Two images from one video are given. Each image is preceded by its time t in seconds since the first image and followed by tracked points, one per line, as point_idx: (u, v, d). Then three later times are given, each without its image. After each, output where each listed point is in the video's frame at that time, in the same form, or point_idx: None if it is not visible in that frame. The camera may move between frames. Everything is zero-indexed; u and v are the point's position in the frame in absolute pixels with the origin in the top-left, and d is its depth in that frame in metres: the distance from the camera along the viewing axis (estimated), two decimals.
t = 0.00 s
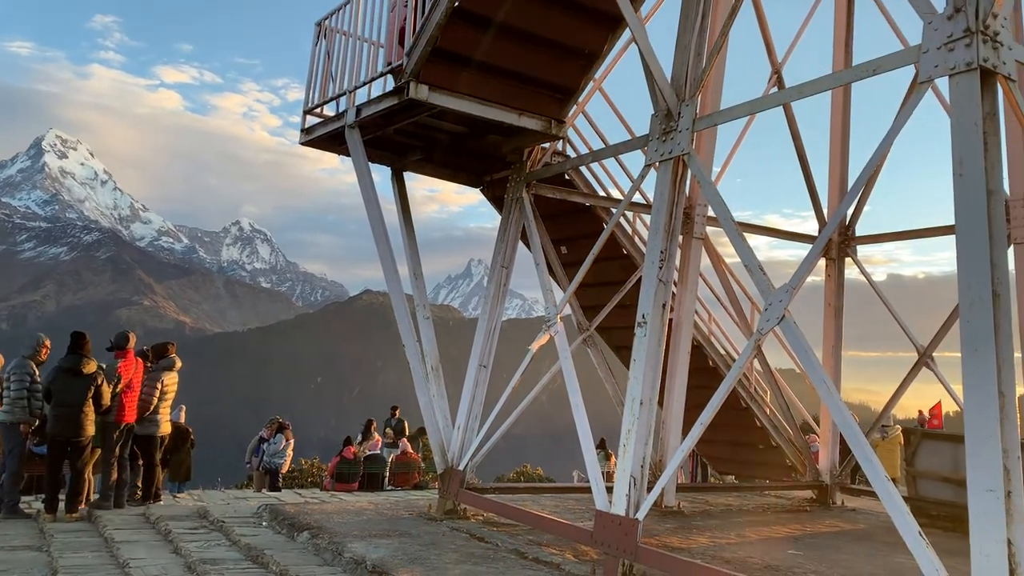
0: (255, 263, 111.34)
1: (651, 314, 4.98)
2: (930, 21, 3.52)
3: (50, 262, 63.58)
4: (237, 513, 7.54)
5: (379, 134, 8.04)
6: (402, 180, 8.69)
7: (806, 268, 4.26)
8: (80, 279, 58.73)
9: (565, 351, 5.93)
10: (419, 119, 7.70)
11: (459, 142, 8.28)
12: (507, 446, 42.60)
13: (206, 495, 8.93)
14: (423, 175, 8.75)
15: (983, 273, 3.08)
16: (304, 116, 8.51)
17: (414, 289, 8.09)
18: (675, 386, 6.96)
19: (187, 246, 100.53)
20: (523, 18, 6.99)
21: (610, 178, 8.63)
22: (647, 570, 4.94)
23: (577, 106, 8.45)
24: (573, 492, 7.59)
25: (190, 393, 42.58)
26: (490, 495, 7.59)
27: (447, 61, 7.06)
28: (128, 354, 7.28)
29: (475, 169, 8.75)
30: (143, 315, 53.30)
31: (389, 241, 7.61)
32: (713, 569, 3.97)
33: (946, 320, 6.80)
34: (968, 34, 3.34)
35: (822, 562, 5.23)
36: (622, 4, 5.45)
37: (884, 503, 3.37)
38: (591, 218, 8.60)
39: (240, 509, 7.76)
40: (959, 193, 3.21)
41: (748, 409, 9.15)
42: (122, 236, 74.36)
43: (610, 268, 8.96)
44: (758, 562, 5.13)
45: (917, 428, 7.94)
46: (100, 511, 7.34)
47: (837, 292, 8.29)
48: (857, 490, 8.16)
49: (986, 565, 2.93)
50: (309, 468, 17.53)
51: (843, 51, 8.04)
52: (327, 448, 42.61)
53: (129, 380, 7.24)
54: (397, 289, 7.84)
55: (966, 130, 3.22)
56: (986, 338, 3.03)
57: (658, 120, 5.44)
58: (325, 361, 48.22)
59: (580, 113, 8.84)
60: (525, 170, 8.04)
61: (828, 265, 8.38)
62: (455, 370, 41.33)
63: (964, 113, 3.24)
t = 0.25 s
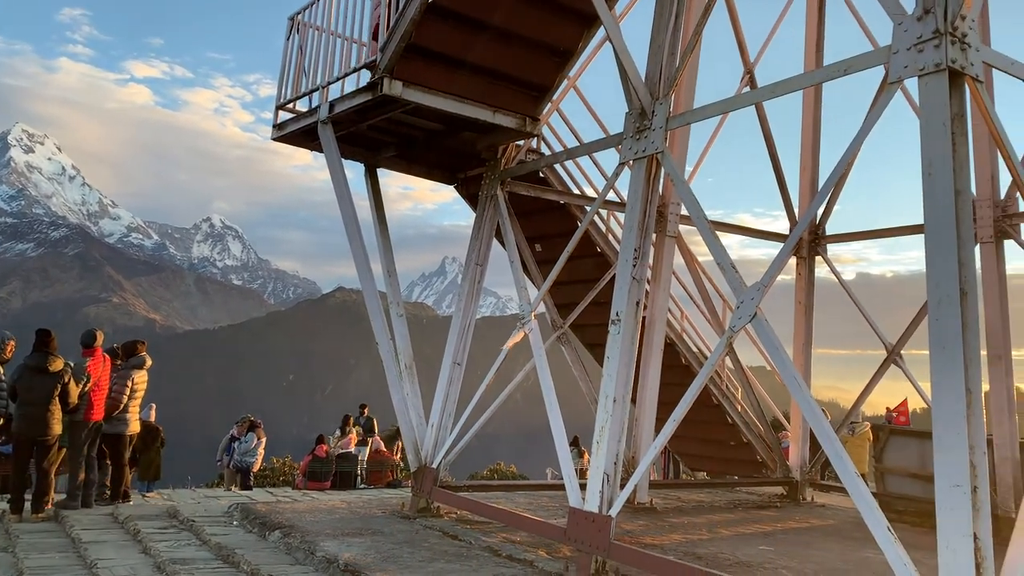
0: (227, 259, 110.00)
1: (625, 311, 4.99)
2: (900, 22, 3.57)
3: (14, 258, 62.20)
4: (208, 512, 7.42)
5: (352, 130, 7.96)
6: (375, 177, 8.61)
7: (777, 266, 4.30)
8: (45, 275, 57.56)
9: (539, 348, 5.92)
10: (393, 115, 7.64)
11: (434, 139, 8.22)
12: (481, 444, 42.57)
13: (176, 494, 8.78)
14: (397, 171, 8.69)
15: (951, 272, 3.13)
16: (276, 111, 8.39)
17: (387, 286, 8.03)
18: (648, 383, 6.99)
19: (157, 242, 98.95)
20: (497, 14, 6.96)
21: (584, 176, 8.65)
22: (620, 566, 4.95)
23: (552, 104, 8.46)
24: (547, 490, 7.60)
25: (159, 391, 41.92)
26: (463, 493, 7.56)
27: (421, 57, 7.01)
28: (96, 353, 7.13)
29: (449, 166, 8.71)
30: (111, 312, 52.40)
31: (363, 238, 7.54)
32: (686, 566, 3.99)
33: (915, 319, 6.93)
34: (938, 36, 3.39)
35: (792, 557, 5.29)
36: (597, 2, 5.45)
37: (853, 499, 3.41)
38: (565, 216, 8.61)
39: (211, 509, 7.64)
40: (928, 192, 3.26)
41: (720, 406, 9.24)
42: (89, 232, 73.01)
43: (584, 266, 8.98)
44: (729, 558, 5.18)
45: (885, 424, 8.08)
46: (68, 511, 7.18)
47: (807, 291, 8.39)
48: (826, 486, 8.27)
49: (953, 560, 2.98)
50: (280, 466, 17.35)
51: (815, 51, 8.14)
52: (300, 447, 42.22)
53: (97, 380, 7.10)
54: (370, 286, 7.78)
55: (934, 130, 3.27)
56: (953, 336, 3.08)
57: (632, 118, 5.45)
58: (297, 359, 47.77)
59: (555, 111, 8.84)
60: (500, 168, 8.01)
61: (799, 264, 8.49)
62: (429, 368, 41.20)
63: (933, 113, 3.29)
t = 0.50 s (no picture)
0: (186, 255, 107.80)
1: (589, 309, 5.00)
2: (859, 24, 3.63)
3: None
4: (167, 512, 7.25)
5: (315, 125, 7.84)
6: (339, 173, 8.50)
7: (738, 264, 4.35)
8: None
9: (503, 346, 5.91)
10: (356, 111, 7.55)
11: (398, 135, 8.13)
12: (445, 441, 42.44)
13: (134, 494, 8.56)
14: (360, 167, 8.59)
15: (908, 271, 3.19)
16: (237, 105, 8.23)
17: (350, 283, 7.94)
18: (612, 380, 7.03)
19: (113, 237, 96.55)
20: (462, 10, 6.92)
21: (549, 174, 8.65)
22: (583, 563, 4.97)
23: (517, 101, 8.45)
24: (510, 487, 7.59)
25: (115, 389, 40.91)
26: (426, 490, 7.51)
27: (386, 52, 6.93)
28: (50, 349, 6.97)
29: (413, 162, 8.63)
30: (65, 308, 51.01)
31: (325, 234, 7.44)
32: (648, 562, 4.02)
33: (872, 316, 7.10)
34: (896, 38, 3.45)
35: (751, 552, 5.37)
36: None
37: (812, 494, 3.47)
38: (530, 214, 8.61)
39: (170, 508, 7.46)
40: (886, 192, 3.32)
41: (682, 403, 9.34)
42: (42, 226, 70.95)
43: (548, 263, 9.00)
44: (690, 553, 5.23)
45: (843, 421, 8.26)
46: (21, 513, 6.95)
47: (767, 289, 8.53)
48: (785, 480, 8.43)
49: (908, 553, 3.05)
50: (239, 465, 17.06)
51: (775, 52, 8.27)
52: (260, 445, 41.59)
53: (51, 378, 6.92)
54: (332, 283, 7.68)
55: (892, 131, 3.34)
56: (910, 334, 3.15)
57: (597, 116, 5.46)
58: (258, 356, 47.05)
59: (520, 108, 8.83)
60: (465, 164, 7.97)
61: (759, 262, 8.63)
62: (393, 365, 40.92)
63: (891, 115, 3.36)
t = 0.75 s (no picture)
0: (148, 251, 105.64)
1: (557, 306, 5.00)
2: (824, 25, 3.69)
3: None
4: (129, 513, 7.08)
5: (281, 120, 7.72)
6: (305, 169, 8.39)
7: (705, 262, 4.38)
8: None
9: (471, 344, 5.88)
10: (323, 107, 7.45)
11: (365, 131, 8.06)
12: (413, 440, 42.24)
13: (94, 496, 8.35)
14: (327, 164, 8.47)
15: (870, 270, 3.25)
16: (201, 100, 8.07)
17: (316, 281, 7.83)
18: (580, 378, 7.05)
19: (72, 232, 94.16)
20: (431, 6, 6.87)
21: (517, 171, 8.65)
22: (550, 560, 4.98)
23: (485, 98, 8.42)
24: (478, 485, 7.57)
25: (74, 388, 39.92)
26: (394, 489, 7.46)
27: (353, 47, 6.85)
28: (8, 347, 6.74)
29: (381, 159, 8.55)
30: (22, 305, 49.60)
31: (291, 231, 7.34)
32: (615, 558, 4.04)
33: (834, 315, 7.22)
34: (859, 39, 3.50)
35: (717, 548, 5.43)
36: None
37: (777, 491, 3.51)
38: (498, 212, 8.59)
39: (132, 509, 7.30)
40: (850, 191, 3.37)
41: (649, 400, 9.41)
42: None
43: (517, 261, 8.99)
44: (657, 549, 5.27)
45: (807, 417, 8.40)
46: None
47: (733, 287, 8.64)
48: (750, 476, 8.54)
49: (870, 548, 3.10)
50: (202, 465, 16.74)
51: (741, 53, 8.36)
52: (225, 445, 40.94)
53: (8, 376, 6.69)
54: (298, 281, 7.57)
55: (856, 132, 3.39)
56: (872, 332, 3.21)
57: (565, 114, 5.46)
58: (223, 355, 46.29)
59: (488, 106, 8.81)
60: (433, 161, 7.91)
61: (725, 260, 8.74)
62: (361, 363, 40.59)
63: (854, 115, 3.41)
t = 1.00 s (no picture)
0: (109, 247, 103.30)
1: (527, 303, 4.99)
2: (791, 24, 3.72)
3: None
4: (91, 513, 6.92)
5: (248, 115, 7.59)
6: (272, 164, 8.26)
7: (673, 260, 4.41)
8: None
9: (441, 341, 5.85)
10: (290, 101, 7.34)
11: (334, 126, 8.04)
12: (382, 438, 41.97)
13: (55, 497, 8.15)
14: (295, 159, 8.35)
15: (836, 267, 3.29)
16: (166, 94, 7.89)
17: (284, 277, 7.72)
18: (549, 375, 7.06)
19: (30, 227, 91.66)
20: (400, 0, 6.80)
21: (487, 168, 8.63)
22: (519, 557, 4.98)
23: (454, 94, 8.38)
24: (448, 483, 7.54)
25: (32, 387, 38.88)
26: (362, 487, 7.39)
27: (321, 41, 6.76)
28: None
29: (350, 155, 8.45)
30: None
31: (257, 227, 7.22)
32: (585, 555, 4.05)
33: (800, 312, 7.33)
34: (825, 38, 3.55)
35: (685, 543, 5.49)
36: None
37: (745, 486, 3.54)
38: (468, 208, 8.56)
39: (94, 510, 7.13)
40: (816, 189, 3.42)
41: (618, 396, 9.46)
42: None
43: (486, 258, 8.97)
44: (625, 545, 5.31)
45: (773, 413, 8.52)
46: None
47: (701, 284, 8.72)
48: (717, 472, 8.63)
49: (835, 542, 3.15)
50: (165, 464, 16.42)
51: (709, 52, 8.44)
52: (190, 444, 40.23)
53: None
54: (265, 278, 7.46)
55: (822, 130, 3.44)
56: (838, 328, 3.25)
57: (535, 111, 5.45)
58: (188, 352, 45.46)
59: (458, 102, 8.76)
60: (402, 157, 7.84)
61: (693, 258, 8.82)
62: (329, 361, 40.19)
63: (821, 114, 3.46)
